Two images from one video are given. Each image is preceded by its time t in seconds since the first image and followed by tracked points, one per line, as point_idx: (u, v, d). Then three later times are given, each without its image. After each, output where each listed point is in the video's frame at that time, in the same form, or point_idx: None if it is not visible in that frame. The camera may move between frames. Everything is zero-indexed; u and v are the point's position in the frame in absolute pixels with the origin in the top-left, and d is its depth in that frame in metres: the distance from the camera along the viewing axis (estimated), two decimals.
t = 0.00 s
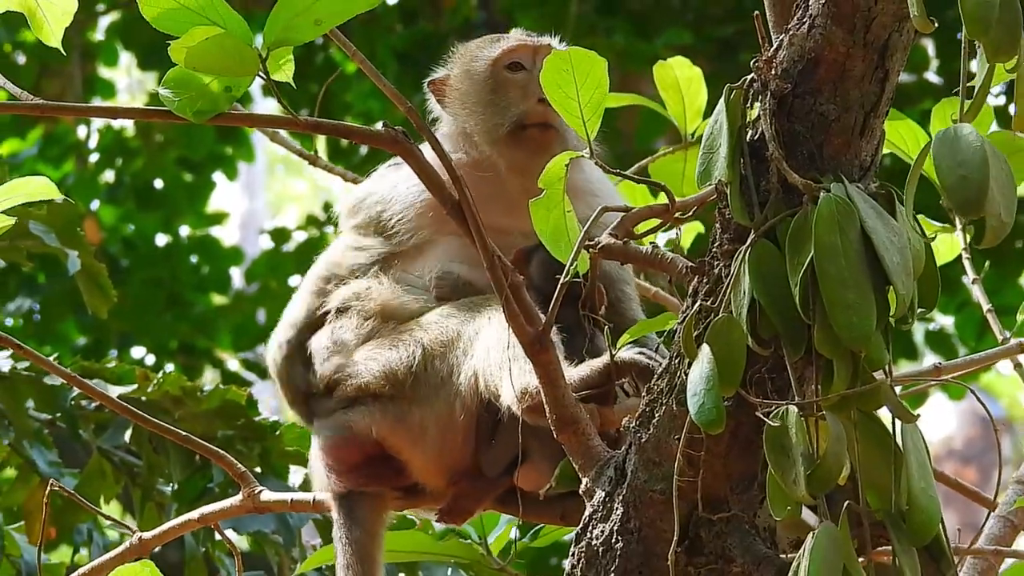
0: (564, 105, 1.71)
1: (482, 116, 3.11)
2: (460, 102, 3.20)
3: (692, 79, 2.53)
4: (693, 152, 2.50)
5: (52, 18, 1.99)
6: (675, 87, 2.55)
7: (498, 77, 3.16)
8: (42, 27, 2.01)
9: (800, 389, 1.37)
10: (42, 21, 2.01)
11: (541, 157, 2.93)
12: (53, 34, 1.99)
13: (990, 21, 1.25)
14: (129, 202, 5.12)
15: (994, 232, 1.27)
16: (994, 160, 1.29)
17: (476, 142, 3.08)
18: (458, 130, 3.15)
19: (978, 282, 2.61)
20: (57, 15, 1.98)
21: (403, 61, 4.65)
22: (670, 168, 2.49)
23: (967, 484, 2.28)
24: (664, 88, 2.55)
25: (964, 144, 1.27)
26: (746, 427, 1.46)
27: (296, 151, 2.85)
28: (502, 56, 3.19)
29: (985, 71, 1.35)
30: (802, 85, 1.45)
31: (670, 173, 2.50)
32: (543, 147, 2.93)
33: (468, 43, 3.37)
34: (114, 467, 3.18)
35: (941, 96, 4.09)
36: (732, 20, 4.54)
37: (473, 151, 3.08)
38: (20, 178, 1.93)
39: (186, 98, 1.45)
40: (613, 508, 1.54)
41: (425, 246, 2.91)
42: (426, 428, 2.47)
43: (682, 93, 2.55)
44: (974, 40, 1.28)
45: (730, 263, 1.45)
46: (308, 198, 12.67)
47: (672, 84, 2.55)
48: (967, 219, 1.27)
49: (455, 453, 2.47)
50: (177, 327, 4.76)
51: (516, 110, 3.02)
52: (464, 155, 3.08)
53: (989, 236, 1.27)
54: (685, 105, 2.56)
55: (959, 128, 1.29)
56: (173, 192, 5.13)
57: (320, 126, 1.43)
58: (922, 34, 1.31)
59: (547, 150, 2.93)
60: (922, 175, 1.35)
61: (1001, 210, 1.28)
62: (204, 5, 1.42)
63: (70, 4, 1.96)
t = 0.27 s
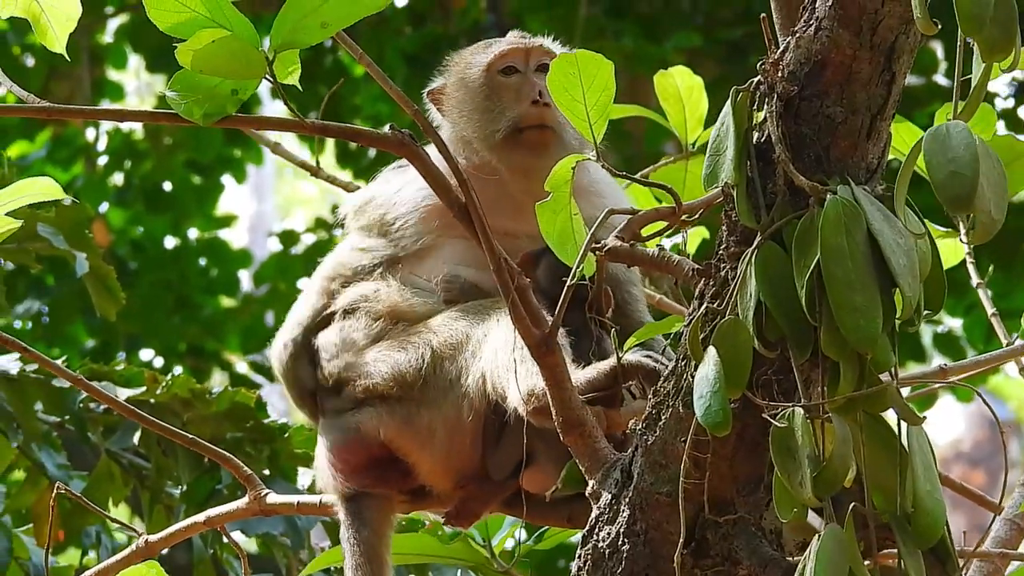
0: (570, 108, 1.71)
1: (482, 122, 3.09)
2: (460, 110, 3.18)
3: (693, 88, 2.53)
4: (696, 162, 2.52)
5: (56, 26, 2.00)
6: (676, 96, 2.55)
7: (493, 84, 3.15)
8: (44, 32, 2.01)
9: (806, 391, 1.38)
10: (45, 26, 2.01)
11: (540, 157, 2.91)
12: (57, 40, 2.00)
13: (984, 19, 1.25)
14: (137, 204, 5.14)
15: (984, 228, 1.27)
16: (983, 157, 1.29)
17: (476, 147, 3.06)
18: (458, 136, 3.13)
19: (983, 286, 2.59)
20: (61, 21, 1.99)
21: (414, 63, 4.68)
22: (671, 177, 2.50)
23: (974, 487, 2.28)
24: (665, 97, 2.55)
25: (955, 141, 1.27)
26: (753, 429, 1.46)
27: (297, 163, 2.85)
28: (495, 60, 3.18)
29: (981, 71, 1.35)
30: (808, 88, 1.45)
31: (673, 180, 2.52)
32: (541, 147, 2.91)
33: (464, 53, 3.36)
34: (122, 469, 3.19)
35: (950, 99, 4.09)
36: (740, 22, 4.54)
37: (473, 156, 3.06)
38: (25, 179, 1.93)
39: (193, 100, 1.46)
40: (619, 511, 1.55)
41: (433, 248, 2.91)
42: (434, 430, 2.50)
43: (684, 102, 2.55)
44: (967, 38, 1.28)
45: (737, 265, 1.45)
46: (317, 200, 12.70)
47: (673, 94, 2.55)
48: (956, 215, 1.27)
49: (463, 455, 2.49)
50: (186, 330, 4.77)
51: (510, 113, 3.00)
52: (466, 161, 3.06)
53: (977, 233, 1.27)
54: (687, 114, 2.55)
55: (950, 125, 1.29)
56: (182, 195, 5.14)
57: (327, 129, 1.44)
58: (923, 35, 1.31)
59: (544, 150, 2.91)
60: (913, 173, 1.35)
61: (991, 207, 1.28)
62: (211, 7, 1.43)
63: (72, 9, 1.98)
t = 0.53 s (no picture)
0: (573, 109, 1.71)
1: (475, 132, 3.06)
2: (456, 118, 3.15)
3: (700, 87, 2.53)
4: (701, 161, 2.50)
5: (64, 20, 2.00)
6: (682, 95, 2.55)
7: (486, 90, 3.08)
8: (54, 28, 2.01)
9: (808, 392, 1.38)
10: (54, 22, 2.01)
11: (531, 167, 2.89)
12: (66, 36, 2.00)
13: (989, 24, 1.25)
14: (142, 204, 5.14)
15: (992, 237, 1.27)
16: (990, 163, 1.29)
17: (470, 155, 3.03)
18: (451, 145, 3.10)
19: (989, 286, 2.58)
20: (70, 16, 1.99)
21: (417, 63, 4.68)
22: (678, 175, 2.48)
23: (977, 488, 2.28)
24: (671, 96, 2.55)
25: (963, 149, 1.28)
26: (754, 430, 1.46)
27: (305, 157, 2.85)
28: (478, 68, 3.12)
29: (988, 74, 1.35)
30: (811, 89, 1.45)
31: (679, 180, 2.50)
32: (531, 157, 2.88)
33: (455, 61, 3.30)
34: (127, 468, 3.20)
35: (954, 99, 4.09)
36: (745, 22, 4.54)
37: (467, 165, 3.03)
38: (30, 180, 1.94)
39: (195, 101, 1.46)
40: (621, 511, 1.54)
41: (437, 248, 2.92)
42: (438, 429, 2.49)
43: (690, 101, 2.55)
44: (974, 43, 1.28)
45: (739, 266, 1.45)
46: (321, 200, 12.72)
47: (681, 92, 2.55)
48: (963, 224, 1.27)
49: (466, 455, 2.49)
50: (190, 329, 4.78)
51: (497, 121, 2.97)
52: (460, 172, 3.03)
53: (984, 241, 1.27)
54: (693, 114, 2.55)
55: (956, 133, 1.29)
56: (187, 194, 5.14)
57: (330, 129, 1.44)
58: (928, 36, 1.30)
59: (535, 159, 2.89)
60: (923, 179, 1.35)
61: (1000, 215, 1.28)
62: (215, 8, 1.43)
63: (81, 4, 1.98)
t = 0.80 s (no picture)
0: (574, 108, 1.71)
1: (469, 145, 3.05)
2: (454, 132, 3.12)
3: (702, 84, 2.53)
4: (704, 158, 2.49)
5: (59, 23, 2.01)
6: (685, 92, 2.54)
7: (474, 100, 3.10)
8: (48, 31, 2.02)
9: (809, 392, 1.37)
10: (48, 25, 2.01)
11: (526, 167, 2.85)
12: (60, 39, 2.01)
13: (1004, 26, 1.25)
14: (144, 204, 5.15)
15: (1008, 239, 1.27)
16: (1008, 166, 1.29)
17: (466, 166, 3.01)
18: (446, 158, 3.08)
19: (990, 285, 2.58)
20: (65, 19, 2.00)
21: (419, 63, 4.68)
22: (681, 173, 2.48)
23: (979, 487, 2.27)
24: (674, 93, 2.55)
25: (979, 151, 1.28)
26: (755, 430, 1.45)
27: (306, 156, 2.85)
28: (466, 75, 3.12)
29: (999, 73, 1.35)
30: (811, 89, 1.45)
31: (682, 178, 2.49)
32: (523, 156, 2.84)
33: (444, 77, 3.30)
34: (129, 468, 3.20)
35: (956, 99, 4.09)
36: (747, 22, 4.54)
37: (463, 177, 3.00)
38: (30, 180, 1.94)
39: (195, 101, 1.46)
40: (622, 511, 1.55)
41: (437, 247, 2.92)
42: (439, 428, 2.48)
43: (693, 98, 2.54)
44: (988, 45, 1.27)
45: (739, 266, 1.45)
46: (323, 199, 12.73)
47: (683, 89, 2.55)
48: (981, 227, 1.28)
49: (467, 455, 2.48)
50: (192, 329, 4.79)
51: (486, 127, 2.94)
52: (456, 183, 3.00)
53: (1004, 243, 1.27)
54: (696, 110, 2.55)
55: (974, 135, 1.29)
56: (188, 195, 5.15)
57: (331, 129, 1.44)
58: (933, 36, 1.31)
59: (528, 158, 2.85)
60: (936, 183, 1.36)
61: (1016, 217, 1.29)
62: (215, 9, 1.43)
63: (75, 7, 1.99)
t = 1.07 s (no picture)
0: (578, 109, 1.71)
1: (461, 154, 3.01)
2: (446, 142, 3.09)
3: (703, 86, 2.52)
4: (705, 160, 2.49)
5: (69, 20, 2.00)
6: (686, 94, 2.54)
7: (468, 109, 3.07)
8: (56, 28, 2.02)
9: (812, 393, 1.38)
10: (56, 22, 2.01)
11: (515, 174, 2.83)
12: (68, 36, 2.00)
13: (1007, 22, 1.25)
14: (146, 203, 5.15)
15: (1014, 233, 1.26)
16: (1013, 161, 1.29)
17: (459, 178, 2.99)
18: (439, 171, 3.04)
19: (993, 284, 2.58)
20: (72, 17, 2.00)
21: (422, 63, 4.68)
22: (683, 174, 2.48)
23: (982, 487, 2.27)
24: (675, 95, 2.54)
25: (983, 146, 1.28)
26: (759, 430, 1.46)
27: (308, 157, 2.85)
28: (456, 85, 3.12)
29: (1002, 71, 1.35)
30: (815, 89, 1.45)
31: (683, 179, 2.50)
32: (513, 164, 2.83)
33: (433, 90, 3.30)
34: (130, 467, 3.19)
35: (958, 99, 4.09)
36: (748, 22, 4.54)
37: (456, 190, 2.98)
38: (33, 179, 1.94)
39: (199, 100, 1.46)
40: (625, 512, 1.55)
41: (439, 248, 2.92)
42: (443, 429, 2.47)
43: (693, 100, 2.54)
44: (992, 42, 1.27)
45: (743, 266, 1.45)
46: (325, 199, 12.73)
47: (683, 92, 2.54)
48: (987, 221, 1.28)
49: (471, 456, 2.48)
50: (195, 329, 4.78)
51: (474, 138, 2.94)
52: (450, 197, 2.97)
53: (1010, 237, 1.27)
54: (697, 113, 2.55)
55: (978, 130, 1.29)
56: (190, 194, 5.15)
57: (334, 129, 1.44)
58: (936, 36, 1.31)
59: (520, 166, 2.84)
60: (939, 184, 1.38)
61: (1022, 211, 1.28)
62: (220, 8, 1.43)
63: (83, 5, 1.98)
